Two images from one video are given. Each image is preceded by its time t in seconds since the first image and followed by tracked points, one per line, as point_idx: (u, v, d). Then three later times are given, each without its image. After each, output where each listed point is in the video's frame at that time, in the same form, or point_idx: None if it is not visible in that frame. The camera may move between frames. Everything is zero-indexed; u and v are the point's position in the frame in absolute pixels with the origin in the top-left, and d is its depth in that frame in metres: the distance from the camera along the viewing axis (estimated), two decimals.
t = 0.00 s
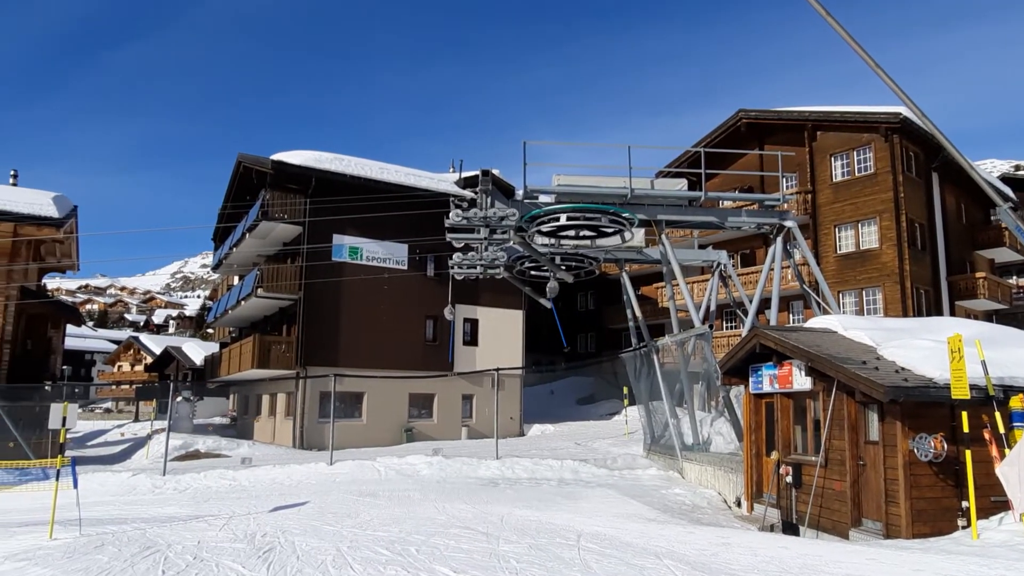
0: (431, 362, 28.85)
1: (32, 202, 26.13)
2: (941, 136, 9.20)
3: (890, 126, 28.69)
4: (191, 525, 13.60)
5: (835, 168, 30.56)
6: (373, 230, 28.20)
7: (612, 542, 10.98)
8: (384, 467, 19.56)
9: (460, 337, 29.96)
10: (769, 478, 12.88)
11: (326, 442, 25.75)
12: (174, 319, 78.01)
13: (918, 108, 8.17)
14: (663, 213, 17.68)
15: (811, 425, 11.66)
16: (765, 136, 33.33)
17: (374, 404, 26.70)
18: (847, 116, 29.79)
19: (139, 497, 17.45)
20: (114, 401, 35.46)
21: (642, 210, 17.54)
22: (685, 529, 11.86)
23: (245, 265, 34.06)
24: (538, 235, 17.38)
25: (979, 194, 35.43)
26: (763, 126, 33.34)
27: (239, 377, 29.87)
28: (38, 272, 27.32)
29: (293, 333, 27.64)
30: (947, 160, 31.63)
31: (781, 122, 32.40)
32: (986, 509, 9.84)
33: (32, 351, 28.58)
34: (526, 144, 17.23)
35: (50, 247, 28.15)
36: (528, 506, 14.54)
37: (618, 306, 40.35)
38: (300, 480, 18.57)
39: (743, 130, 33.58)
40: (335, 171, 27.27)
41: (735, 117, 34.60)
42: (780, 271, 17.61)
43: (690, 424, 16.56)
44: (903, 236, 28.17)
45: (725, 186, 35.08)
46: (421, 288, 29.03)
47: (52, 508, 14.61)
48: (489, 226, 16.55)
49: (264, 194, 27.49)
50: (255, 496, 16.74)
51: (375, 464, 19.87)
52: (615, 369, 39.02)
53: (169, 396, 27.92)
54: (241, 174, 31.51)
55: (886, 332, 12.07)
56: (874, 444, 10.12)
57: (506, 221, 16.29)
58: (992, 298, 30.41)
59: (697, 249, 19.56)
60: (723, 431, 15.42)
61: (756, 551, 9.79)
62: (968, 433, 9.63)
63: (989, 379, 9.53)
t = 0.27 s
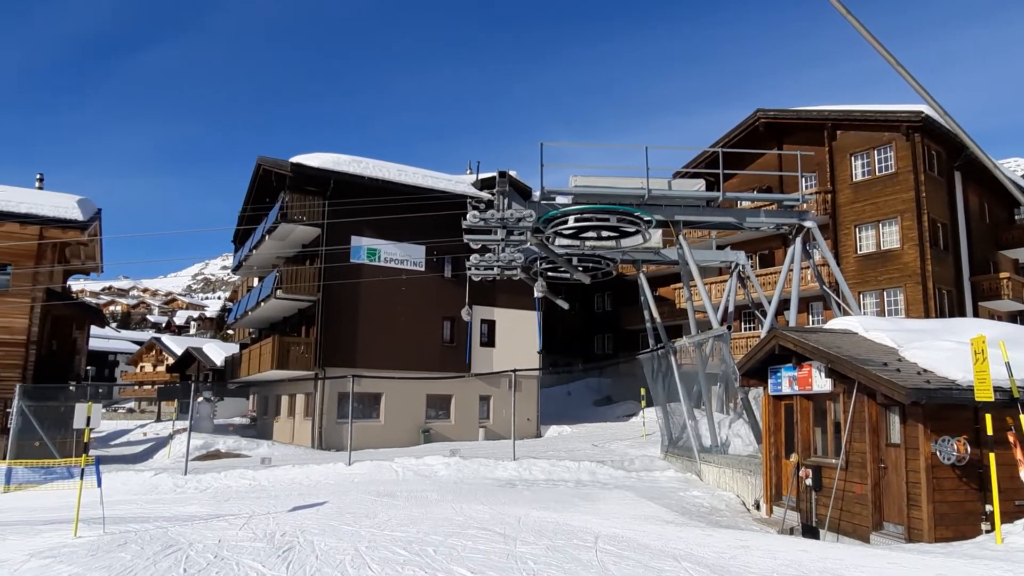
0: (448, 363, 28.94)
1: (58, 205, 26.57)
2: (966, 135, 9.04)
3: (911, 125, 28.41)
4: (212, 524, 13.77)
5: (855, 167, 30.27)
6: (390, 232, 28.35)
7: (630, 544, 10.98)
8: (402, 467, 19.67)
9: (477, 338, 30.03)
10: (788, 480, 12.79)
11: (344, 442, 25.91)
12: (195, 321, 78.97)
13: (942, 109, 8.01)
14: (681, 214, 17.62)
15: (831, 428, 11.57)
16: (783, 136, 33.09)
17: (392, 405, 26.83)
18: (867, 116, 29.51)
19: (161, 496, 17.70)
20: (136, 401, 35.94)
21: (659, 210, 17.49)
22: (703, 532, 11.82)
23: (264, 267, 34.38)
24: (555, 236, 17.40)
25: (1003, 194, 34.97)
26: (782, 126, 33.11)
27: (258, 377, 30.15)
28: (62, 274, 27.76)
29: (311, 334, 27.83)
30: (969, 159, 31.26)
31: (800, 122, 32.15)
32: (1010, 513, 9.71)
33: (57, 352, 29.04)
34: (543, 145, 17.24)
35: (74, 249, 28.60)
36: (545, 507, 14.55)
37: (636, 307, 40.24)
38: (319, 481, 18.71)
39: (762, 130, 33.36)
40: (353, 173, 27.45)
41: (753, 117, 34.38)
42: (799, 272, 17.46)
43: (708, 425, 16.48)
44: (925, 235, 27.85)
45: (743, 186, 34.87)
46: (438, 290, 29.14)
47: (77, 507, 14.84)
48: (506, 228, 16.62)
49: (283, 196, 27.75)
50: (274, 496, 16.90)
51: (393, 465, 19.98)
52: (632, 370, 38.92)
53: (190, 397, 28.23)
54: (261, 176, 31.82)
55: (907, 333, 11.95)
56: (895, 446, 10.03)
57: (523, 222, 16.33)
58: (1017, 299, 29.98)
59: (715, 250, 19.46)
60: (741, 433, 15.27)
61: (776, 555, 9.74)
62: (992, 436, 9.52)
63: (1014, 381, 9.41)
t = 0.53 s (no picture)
0: (469, 365, 29.03)
1: (87, 209, 27.08)
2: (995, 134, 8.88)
3: (938, 123, 28.01)
4: (236, 523, 13.95)
5: (881, 166, 29.87)
6: (411, 234, 28.51)
7: (651, 546, 10.95)
8: (423, 468, 19.77)
9: (498, 339, 30.08)
10: (812, 484, 12.67)
11: (366, 443, 26.09)
12: (220, 323, 80.02)
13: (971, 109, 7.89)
14: (702, 215, 17.52)
15: (857, 431, 11.44)
16: (807, 135, 32.76)
17: (413, 406, 26.97)
18: (892, 114, 29.13)
19: (186, 495, 17.96)
20: (162, 401, 36.47)
21: (681, 211, 17.41)
22: (726, 535, 11.75)
23: (287, 269, 34.72)
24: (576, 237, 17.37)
25: None
26: (806, 125, 32.79)
27: (281, 378, 30.45)
28: (91, 276, 28.25)
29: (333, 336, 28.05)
30: (998, 157, 30.73)
31: (823, 120, 31.81)
32: None
33: (86, 353, 29.56)
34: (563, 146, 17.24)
35: (103, 252, 29.10)
36: (566, 509, 14.55)
37: (656, 309, 40.05)
38: (341, 481, 18.86)
39: (784, 129, 33.07)
40: (375, 176, 27.64)
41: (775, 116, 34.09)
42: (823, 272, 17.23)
43: (730, 428, 16.36)
44: (953, 235, 27.42)
45: (765, 186, 34.59)
46: (459, 291, 29.23)
47: (106, 505, 15.11)
48: (527, 230, 16.64)
49: (305, 199, 28.00)
50: (297, 495, 17.08)
51: (414, 466, 20.09)
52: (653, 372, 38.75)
53: (214, 397, 28.59)
54: (284, 179, 32.14)
55: (934, 335, 11.78)
56: (922, 450, 9.91)
57: (543, 224, 16.34)
58: None
59: (737, 251, 19.32)
60: (764, 436, 15.12)
61: (800, 559, 9.66)
62: (1023, 440, 9.36)
63: None
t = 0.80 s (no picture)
0: (498, 366, 29.10)
1: (127, 214, 27.74)
2: None
3: (976, 119, 27.39)
4: (269, 521, 14.18)
5: (917, 164, 29.29)
6: (440, 236, 28.69)
7: (682, 550, 10.88)
8: (452, 469, 19.88)
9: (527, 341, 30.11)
10: (847, 488, 12.47)
11: (396, 444, 26.29)
12: (253, 324, 81.33)
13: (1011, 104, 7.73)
14: (733, 215, 17.37)
15: (893, 434, 11.24)
16: (840, 133, 32.26)
17: (442, 407, 27.12)
18: (929, 110, 28.55)
19: (221, 493, 18.30)
20: (198, 401, 37.17)
21: (711, 211, 17.28)
22: (758, 540, 11.63)
23: (319, 271, 35.16)
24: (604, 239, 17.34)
25: None
26: (839, 123, 32.29)
27: (313, 379, 30.83)
28: (130, 279, 28.91)
29: (364, 337, 28.30)
30: None
31: (857, 118, 31.31)
32: None
33: (126, 353, 30.25)
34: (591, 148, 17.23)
35: (141, 255, 29.76)
36: (595, 511, 14.52)
37: (686, 310, 39.73)
38: (371, 481, 19.05)
39: (817, 127, 32.61)
40: (404, 178, 27.89)
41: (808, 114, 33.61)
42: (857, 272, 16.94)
43: (762, 431, 16.17)
44: (992, 234, 26.79)
45: (798, 185, 34.14)
46: (488, 293, 29.33)
47: (144, 502, 15.47)
48: (556, 231, 16.65)
49: (336, 201, 28.33)
50: (329, 495, 17.29)
51: (443, 466, 20.21)
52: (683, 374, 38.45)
53: (248, 398, 29.04)
54: (315, 183, 32.57)
55: (974, 337, 11.53)
56: (961, 454, 9.70)
57: (572, 225, 16.34)
58: None
59: (769, 251, 19.10)
60: (797, 439, 14.92)
61: (834, 565, 9.52)
62: None
63: None
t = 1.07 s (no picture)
0: (532, 367, 29.14)
1: (171, 218, 28.51)
2: None
3: None
4: (309, 519, 14.42)
5: (963, 161, 28.54)
6: (475, 237, 28.85)
7: (719, 554, 10.80)
8: (487, 470, 19.98)
9: (561, 342, 30.10)
10: (890, 493, 12.23)
11: (431, 444, 26.49)
12: (292, 326, 82.74)
13: None
14: (771, 214, 17.15)
15: (939, 438, 11.00)
16: (882, 130, 31.57)
17: (477, 408, 27.24)
18: (974, 105, 27.79)
19: (262, 491, 18.67)
20: (239, 401, 37.94)
21: (748, 211, 17.09)
22: (797, 545, 11.48)
23: (356, 273, 35.61)
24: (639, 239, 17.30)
25: None
26: (880, 119, 31.61)
27: (350, 380, 31.24)
28: (174, 281, 29.65)
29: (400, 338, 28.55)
30: None
31: (900, 114, 30.62)
32: None
33: (170, 354, 31.04)
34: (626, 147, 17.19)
35: (185, 258, 30.51)
36: (631, 513, 14.46)
37: (723, 311, 39.30)
38: (408, 481, 19.24)
39: (858, 124, 31.98)
40: (439, 181, 28.13)
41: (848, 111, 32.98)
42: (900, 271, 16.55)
43: (801, 434, 15.93)
44: None
45: (837, 183, 33.52)
46: (522, 294, 29.41)
47: (188, 499, 15.87)
48: (590, 232, 16.65)
49: (373, 204, 28.68)
50: (366, 494, 17.52)
51: (479, 467, 20.32)
52: (719, 376, 38.02)
53: (287, 398, 29.55)
54: (352, 186, 33.03)
55: None
56: (1010, 459, 9.47)
57: (606, 226, 16.34)
58: None
59: (808, 251, 18.80)
60: (837, 443, 14.67)
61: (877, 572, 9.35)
62: None
63: None
